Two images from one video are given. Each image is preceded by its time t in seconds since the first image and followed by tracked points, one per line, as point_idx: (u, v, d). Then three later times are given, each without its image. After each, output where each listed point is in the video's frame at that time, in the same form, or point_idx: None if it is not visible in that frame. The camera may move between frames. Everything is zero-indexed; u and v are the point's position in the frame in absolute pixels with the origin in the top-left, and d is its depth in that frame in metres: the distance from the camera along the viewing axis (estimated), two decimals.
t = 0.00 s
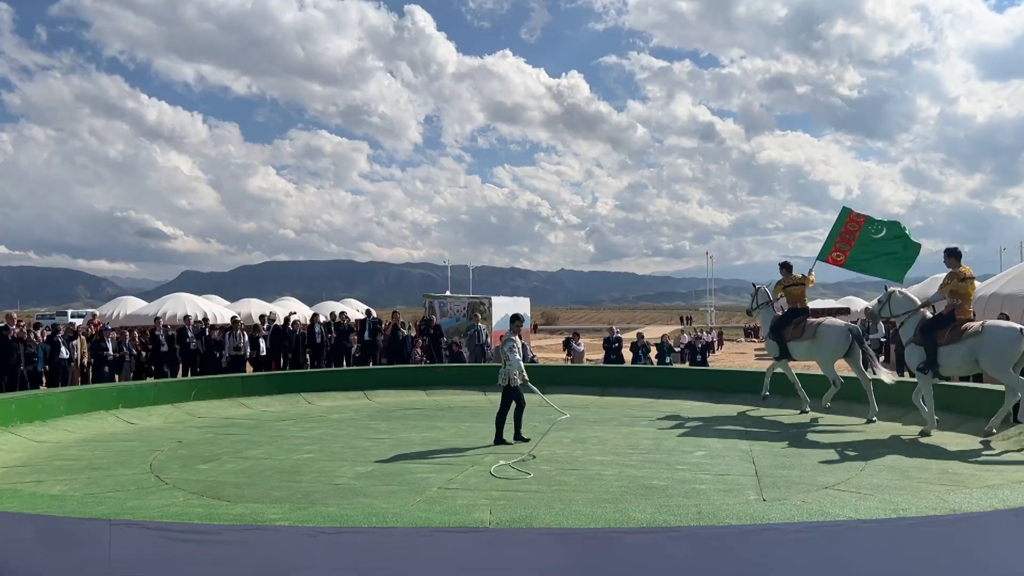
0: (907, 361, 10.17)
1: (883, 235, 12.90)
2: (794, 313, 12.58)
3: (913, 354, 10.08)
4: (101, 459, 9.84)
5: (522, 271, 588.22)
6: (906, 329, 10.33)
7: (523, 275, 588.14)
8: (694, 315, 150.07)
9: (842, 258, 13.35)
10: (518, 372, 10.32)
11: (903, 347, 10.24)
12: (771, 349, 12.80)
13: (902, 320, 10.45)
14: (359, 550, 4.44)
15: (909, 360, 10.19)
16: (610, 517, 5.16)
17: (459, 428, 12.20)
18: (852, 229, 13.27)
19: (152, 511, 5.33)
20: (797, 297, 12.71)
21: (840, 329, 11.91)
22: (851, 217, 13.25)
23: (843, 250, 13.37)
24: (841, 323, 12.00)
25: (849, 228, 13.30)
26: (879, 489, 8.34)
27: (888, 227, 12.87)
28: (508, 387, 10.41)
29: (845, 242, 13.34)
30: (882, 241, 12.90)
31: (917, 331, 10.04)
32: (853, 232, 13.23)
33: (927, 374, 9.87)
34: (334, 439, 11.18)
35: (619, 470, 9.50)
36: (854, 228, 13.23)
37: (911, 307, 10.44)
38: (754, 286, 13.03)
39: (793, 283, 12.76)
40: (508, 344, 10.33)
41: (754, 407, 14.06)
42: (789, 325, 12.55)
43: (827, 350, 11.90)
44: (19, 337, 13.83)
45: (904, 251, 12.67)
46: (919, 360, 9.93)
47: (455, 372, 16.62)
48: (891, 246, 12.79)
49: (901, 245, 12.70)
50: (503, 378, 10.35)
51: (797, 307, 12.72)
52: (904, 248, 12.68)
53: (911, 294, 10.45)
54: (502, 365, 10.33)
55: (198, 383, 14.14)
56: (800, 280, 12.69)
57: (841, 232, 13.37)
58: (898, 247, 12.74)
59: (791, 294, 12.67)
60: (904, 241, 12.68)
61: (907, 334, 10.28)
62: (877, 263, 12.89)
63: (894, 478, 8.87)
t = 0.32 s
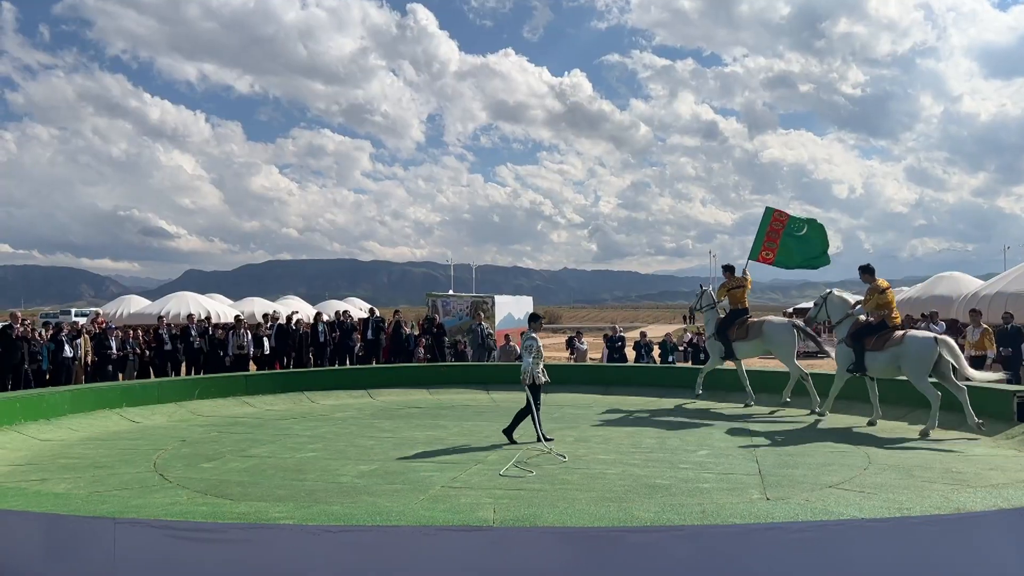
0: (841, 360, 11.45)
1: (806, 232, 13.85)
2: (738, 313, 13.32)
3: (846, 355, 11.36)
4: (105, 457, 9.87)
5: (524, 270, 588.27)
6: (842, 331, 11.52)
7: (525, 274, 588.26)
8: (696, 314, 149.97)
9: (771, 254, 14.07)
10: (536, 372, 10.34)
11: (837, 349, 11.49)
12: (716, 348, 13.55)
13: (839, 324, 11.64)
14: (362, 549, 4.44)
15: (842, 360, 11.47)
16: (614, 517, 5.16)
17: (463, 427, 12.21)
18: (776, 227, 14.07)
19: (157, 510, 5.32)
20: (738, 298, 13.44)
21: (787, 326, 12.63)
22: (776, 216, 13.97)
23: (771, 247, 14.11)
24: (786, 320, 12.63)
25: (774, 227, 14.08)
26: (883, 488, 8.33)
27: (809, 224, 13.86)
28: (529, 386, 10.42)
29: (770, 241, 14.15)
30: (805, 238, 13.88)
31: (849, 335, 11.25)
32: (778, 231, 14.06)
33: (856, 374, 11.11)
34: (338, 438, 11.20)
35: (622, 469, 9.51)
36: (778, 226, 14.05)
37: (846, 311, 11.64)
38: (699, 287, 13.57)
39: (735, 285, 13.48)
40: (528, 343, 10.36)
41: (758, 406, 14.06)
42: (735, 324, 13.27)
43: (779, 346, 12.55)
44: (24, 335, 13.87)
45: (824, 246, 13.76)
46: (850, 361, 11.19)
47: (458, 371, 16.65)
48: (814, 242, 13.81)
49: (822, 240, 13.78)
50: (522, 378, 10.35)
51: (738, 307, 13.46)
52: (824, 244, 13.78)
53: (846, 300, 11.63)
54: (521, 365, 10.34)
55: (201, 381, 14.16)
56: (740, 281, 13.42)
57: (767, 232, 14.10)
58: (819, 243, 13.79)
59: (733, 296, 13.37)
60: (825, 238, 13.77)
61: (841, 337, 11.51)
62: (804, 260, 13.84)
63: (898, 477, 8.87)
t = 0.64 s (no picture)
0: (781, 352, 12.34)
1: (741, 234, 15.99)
2: (686, 314, 13.75)
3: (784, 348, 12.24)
4: (112, 455, 9.91)
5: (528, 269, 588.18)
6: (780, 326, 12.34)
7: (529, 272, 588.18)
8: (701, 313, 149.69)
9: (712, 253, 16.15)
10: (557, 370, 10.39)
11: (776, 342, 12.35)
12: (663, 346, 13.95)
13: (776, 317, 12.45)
14: (366, 547, 4.44)
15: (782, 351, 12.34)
16: (618, 516, 5.16)
17: (467, 426, 12.22)
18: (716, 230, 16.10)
19: (162, 508, 5.33)
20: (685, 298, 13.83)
21: (734, 328, 13.15)
22: (714, 220, 16.04)
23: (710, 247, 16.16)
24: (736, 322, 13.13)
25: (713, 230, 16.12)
26: (889, 488, 8.31)
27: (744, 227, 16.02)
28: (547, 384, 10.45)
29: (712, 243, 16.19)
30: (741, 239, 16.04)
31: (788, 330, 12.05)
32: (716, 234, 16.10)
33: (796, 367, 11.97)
34: (343, 437, 11.22)
35: (627, 468, 9.50)
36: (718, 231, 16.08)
37: (782, 306, 12.42)
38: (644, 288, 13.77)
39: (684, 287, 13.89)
40: (548, 343, 10.41)
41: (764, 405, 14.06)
42: (685, 323, 13.64)
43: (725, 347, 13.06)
44: (30, 334, 13.92)
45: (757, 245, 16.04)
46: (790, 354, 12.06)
47: (463, 370, 16.68)
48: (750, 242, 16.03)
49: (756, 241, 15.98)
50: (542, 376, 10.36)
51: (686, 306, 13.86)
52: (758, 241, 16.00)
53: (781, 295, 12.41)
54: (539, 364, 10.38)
55: (207, 379, 14.20)
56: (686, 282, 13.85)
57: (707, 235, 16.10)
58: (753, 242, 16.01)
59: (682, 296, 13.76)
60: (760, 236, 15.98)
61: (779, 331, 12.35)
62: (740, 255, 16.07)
63: (904, 476, 8.85)
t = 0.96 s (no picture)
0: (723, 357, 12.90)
1: (691, 238, 15.97)
2: (632, 314, 14.17)
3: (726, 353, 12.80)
4: (120, 454, 9.94)
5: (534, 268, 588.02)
6: (717, 331, 12.95)
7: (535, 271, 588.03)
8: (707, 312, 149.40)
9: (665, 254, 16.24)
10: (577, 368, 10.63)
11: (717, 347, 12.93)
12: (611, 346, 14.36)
13: (713, 324, 13.07)
14: (375, 545, 4.45)
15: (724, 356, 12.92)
16: (627, 514, 5.15)
17: (474, 424, 12.23)
18: (666, 231, 16.26)
19: (170, 507, 5.33)
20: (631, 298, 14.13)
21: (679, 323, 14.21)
22: (665, 221, 16.19)
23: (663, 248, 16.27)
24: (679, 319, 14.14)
25: (663, 230, 16.27)
26: (897, 488, 8.28)
27: (693, 231, 15.96)
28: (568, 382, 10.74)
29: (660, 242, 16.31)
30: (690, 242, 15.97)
31: (727, 334, 12.63)
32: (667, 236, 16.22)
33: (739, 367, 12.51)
34: (350, 435, 11.23)
35: (635, 467, 9.48)
36: (667, 231, 16.21)
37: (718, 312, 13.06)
38: (587, 292, 13.24)
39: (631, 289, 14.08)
40: (567, 339, 10.69)
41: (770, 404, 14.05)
42: (634, 324, 14.06)
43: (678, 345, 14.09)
44: (40, 333, 13.99)
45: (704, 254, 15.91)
46: (733, 358, 12.62)
47: (470, 369, 16.68)
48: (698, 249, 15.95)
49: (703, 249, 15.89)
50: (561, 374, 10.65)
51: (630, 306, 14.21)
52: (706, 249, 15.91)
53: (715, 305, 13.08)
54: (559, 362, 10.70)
55: (215, 378, 14.23)
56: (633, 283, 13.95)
57: (656, 235, 16.27)
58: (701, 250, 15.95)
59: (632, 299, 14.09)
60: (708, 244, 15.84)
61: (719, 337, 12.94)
62: (685, 260, 15.97)
63: (912, 476, 8.81)
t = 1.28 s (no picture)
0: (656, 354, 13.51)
1: (635, 228, 16.47)
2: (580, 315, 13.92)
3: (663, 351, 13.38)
4: (130, 452, 9.98)
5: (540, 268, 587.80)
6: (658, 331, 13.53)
7: (541, 271, 587.80)
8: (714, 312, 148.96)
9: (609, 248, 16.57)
10: (588, 366, 10.68)
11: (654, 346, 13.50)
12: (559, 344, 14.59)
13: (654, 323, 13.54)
14: (386, 544, 4.45)
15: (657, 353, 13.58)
16: (637, 514, 5.13)
17: (483, 423, 12.22)
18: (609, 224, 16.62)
19: (181, 505, 5.33)
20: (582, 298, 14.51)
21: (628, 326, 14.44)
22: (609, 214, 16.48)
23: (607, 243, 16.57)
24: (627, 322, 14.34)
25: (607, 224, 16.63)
26: (908, 488, 8.23)
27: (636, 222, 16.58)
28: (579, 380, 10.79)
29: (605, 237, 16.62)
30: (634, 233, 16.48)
31: (669, 335, 13.23)
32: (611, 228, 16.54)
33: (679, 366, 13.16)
34: (359, 434, 11.25)
35: (644, 466, 9.47)
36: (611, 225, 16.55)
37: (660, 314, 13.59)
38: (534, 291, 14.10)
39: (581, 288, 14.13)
40: (575, 337, 10.74)
41: (780, 403, 14.01)
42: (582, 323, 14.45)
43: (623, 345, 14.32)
44: (51, 331, 14.08)
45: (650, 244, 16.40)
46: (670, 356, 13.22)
47: (479, 368, 16.70)
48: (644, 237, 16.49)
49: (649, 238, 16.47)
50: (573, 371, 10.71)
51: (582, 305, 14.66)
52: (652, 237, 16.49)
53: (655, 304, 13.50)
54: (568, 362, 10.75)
55: (224, 377, 14.27)
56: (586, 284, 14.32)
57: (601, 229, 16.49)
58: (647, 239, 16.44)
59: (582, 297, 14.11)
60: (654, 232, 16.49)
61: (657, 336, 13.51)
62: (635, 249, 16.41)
63: (924, 476, 8.77)
